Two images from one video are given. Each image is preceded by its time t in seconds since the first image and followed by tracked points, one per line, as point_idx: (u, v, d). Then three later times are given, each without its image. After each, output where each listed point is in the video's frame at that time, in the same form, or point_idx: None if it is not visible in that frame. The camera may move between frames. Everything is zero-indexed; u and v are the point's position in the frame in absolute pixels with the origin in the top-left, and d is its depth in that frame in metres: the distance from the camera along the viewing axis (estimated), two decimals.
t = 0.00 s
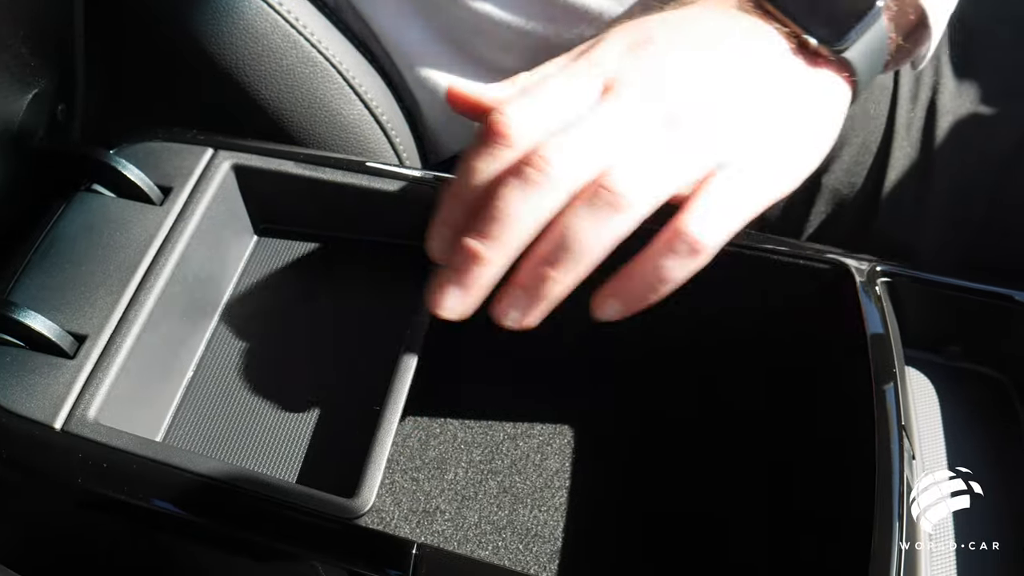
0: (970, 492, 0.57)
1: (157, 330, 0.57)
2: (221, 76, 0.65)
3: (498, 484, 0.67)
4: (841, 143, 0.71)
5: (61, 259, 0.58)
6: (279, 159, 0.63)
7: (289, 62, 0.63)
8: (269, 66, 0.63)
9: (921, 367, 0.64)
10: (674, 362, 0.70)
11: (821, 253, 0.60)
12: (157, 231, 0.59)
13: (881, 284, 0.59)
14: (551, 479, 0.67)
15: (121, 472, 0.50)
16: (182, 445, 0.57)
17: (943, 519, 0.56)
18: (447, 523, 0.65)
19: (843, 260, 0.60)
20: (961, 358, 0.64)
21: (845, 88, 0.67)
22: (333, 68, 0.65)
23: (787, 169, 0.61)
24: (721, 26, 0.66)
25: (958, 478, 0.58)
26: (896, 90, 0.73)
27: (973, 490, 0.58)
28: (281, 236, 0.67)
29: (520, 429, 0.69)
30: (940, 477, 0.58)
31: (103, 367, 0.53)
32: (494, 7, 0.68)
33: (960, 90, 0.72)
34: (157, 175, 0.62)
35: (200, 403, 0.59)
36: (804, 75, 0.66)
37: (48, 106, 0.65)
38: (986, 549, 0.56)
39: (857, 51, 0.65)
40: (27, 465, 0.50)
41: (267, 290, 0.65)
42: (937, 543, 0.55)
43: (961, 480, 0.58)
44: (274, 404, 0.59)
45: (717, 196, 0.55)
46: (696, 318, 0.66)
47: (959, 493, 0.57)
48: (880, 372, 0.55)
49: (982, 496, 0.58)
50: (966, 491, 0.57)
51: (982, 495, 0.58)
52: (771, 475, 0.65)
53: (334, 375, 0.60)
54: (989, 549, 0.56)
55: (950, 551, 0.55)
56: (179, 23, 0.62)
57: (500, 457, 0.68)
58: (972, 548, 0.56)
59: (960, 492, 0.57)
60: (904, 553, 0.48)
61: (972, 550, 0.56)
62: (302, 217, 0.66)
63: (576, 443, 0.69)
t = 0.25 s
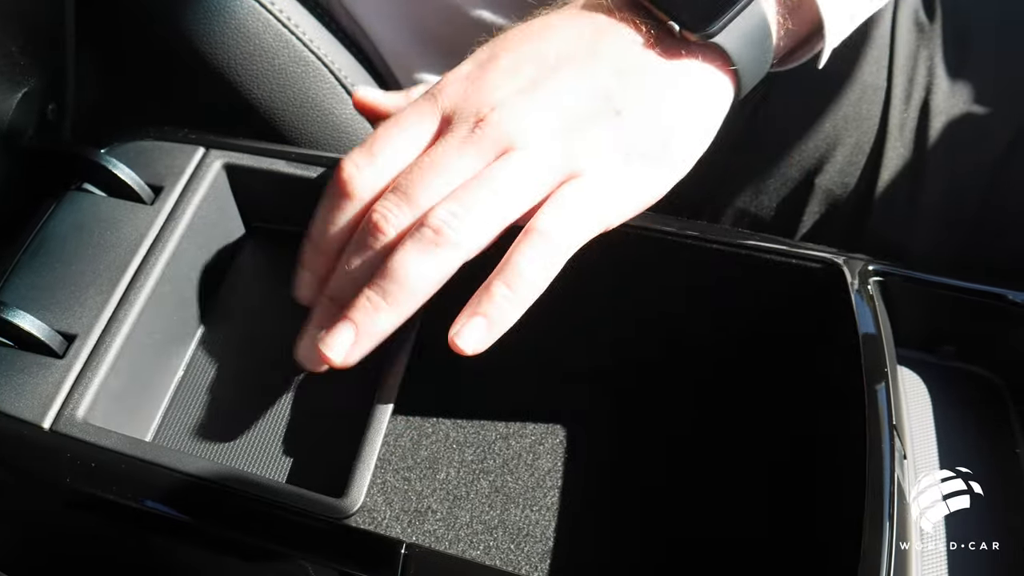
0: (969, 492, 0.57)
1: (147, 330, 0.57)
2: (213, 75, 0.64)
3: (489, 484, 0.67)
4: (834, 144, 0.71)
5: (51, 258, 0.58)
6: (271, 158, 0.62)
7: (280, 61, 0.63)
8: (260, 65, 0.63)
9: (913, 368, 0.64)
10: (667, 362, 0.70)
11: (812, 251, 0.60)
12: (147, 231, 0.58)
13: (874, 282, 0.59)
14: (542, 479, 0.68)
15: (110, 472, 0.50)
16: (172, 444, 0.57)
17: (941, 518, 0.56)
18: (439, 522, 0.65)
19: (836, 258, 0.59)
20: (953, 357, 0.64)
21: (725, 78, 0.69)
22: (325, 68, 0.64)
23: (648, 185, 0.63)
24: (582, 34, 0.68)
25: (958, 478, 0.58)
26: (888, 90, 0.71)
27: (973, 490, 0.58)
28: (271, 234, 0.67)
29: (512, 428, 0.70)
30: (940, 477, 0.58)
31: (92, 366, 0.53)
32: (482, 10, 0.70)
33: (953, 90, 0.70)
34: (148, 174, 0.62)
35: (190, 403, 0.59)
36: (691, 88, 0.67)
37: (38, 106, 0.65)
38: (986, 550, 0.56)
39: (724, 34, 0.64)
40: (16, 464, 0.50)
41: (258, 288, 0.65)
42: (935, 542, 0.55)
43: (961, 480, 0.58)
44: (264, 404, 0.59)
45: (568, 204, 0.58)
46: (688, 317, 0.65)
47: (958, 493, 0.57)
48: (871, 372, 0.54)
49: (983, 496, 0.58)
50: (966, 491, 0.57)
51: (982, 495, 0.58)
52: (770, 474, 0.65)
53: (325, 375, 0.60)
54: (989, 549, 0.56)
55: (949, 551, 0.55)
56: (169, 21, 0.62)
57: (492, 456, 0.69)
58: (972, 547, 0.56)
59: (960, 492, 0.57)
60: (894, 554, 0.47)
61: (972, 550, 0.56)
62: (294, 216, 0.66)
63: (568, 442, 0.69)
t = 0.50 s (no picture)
0: (970, 492, 0.58)
1: (137, 329, 0.57)
2: (204, 73, 0.64)
3: (480, 482, 0.67)
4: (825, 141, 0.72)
5: (41, 257, 0.58)
6: (261, 156, 0.62)
7: (271, 60, 0.63)
8: (251, 64, 0.63)
9: (903, 366, 0.63)
10: (658, 361, 0.70)
11: (803, 251, 0.60)
12: (137, 229, 0.59)
13: (864, 280, 0.59)
14: (534, 477, 0.67)
15: (98, 470, 0.50)
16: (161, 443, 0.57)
17: (942, 519, 0.56)
18: (430, 521, 0.66)
19: (828, 260, 0.59)
20: (944, 355, 0.64)
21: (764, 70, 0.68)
22: (316, 67, 0.64)
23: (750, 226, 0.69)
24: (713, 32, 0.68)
25: (958, 478, 0.58)
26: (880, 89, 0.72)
27: (973, 490, 0.58)
28: (261, 231, 0.67)
29: (504, 427, 0.70)
30: (940, 477, 0.58)
31: (81, 365, 0.53)
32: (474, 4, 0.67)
33: (944, 88, 0.71)
34: (138, 172, 0.62)
35: (179, 402, 0.59)
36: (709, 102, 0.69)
37: (29, 104, 0.67)
38: (987, 550, 0.56)
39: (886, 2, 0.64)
40: (4, 463, 0.50)
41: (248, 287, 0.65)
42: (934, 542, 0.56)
43: (961, 480, 0.58)
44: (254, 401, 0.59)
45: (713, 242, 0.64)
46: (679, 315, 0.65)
47: (958, 492, 0.57)
48: (861, 370, 0.54)
49: (983, 496, 0.58)
50: (966, 491, 0.57)
51: (982, 495, 0.58)
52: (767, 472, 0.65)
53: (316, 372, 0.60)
54: (989, 549, 0.56)
55: (949, 551, 0.55)
56: (160, 20, 0.62)
57: (483, 455, 0.69)
58: (971, 548, 0.56)
59: (960, 492, 0.57)
60: (882, 552, 0.47)
61: (972, 550, 0.56)
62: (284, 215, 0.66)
63: (560, 441, 0.69)
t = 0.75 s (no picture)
0: (970, 492, 0.57)
1: (132, 327, 0.56)
2: (199, 72, 0.64)
3: (475, 480, 0.68)
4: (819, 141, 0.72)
5: (37, 256, 0.58)
6: (255, 155, 0.63)
7: (266, 58, 0.63)
8: (246, 62, 0.63)
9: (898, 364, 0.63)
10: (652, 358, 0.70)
11: (797, 248, 0.60)
12: (132, 227, 0.59)
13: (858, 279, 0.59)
14: (530, 475, 0.68)
15: (92, 468, 0.50)
16: (155, 441, 0.57)
17: (941, 519, 0.56)
18: (424, 518, 0.66)
19: (821, 256, 0.59)
20: (939, 354, 0.64)
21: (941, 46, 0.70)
22: (311, 65, 0.64)
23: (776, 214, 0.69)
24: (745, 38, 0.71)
25: (958, 478, 0.58)
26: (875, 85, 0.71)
27: (974, 490, 0.58)
28: (257, 230, 0.67)
29: (500, 425, 0.70)
30: (939, 477, 0.58)
31: (75, 363, 0.53)
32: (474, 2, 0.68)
33: (941, 85, 0.71)
34: (133, 171, 0.62)
35: (175, 400, 0.59)
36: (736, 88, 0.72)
37: (22, 102, 0.66)
38: (986, 549, 0.55)
39: None
40: None
41: (244, 285, 0.65)
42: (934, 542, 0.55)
43: (961, 480, 0.58)
44: (250, 400, 0.59)
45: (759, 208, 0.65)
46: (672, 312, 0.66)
47: (958, 492, 0.57)
48: (855, 369, 0.54)
49: (983, 496, 0.57)
50: (966, 491, 0.57)
51: (982, 495, 0.57)
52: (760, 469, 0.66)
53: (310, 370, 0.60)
54: (988, 549, 0.56)
55: (950, 551, 0.55)
56: (155, 19, 0.62)
57: (478, 453, 0.69)
58: (971, 548, 0.56)
59: (960, 492, 0.57)
60: (876, 550, 0.47)
61: (971, 550, 0.56)
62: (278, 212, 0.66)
63: (555, 439, 0.70)
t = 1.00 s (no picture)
0: (970, 492, 0.57)
1: (126, 325, 0.57)
2: (194, 70, 0.64)
3: (470, 480, 0.71)
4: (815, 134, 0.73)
5: (31, 254, 0.58)
6: (249, 153, 0.63)
7: (261, 57, 0.63)
8: (240, 60, 0.63)
9: (893, 363, 0.63)
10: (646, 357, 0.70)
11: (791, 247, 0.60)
12: (126, 225, 0.59)
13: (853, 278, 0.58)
14: (524, 474, 0.72)
15: (84, 465, 0.50)
16: (148, 439, 0.57)
17: (940, 519, 0.56)
18: (420, 517, 0.69)
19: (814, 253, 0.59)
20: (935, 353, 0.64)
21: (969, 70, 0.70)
22: (306, 63, 0.64)
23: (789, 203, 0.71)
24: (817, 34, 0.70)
25: (958, 478, 0.57)
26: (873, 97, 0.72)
27: (974, 490, 0.57)
28: (252, 228, 0.67)
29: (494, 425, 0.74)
30: (938, 477, 0.58)
31: (69, 361, 0.53)
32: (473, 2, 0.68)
33: (935, 84, 0.71)
34: (127, 169, 0.62)
35: (169, 398, 0.59)
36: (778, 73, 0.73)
37: (16, 101, 0.67)
38: (987, 550, 0.55)
39: None
40: None
41: (238, 284, 0.65)
42: (933, 541, 0.55)
43: (961, 480, 0.57)
44: (243, 398, 0.59)
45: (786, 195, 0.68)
46: (667, 311, 0.65)
47: (958, 492, 0.57)
48: (848, 369, 0.54)
49: (984, 496, 0.57)
50: (966, 491, 0.57)
51: (983, 495, 0.57)
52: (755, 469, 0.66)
53: (304, 369, 0.60)
54: (989, 549, 0.55)
55: (950, 551, 0.55)
56: (150, 18, 0.62)
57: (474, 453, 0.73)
58: (971, 548, 0.55)
59: (961, 492, 0.57)
60: (868, 548, 0.47)
61: (971, 550, 0.55)
62: (273, 210, 0.66)
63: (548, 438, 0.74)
